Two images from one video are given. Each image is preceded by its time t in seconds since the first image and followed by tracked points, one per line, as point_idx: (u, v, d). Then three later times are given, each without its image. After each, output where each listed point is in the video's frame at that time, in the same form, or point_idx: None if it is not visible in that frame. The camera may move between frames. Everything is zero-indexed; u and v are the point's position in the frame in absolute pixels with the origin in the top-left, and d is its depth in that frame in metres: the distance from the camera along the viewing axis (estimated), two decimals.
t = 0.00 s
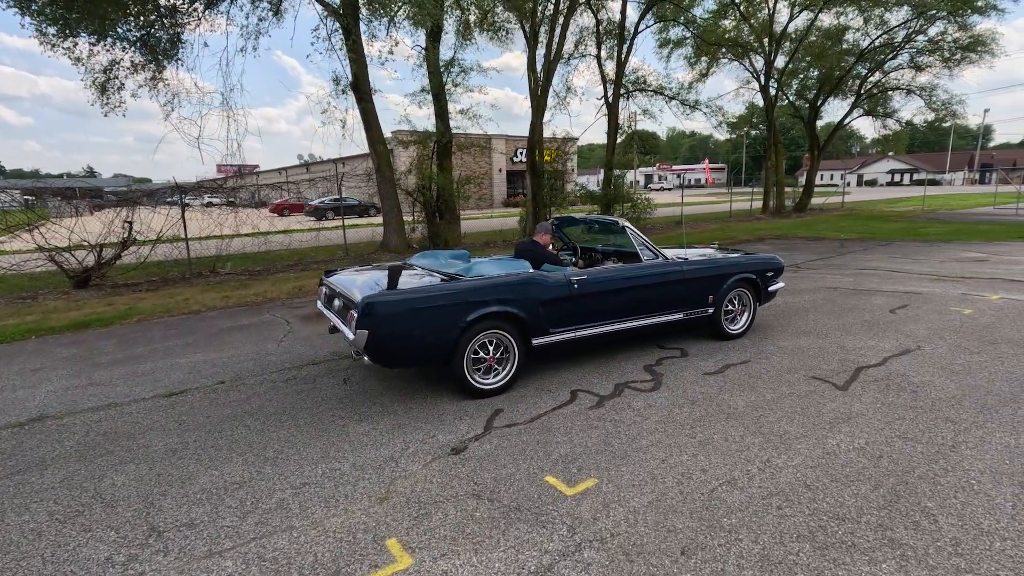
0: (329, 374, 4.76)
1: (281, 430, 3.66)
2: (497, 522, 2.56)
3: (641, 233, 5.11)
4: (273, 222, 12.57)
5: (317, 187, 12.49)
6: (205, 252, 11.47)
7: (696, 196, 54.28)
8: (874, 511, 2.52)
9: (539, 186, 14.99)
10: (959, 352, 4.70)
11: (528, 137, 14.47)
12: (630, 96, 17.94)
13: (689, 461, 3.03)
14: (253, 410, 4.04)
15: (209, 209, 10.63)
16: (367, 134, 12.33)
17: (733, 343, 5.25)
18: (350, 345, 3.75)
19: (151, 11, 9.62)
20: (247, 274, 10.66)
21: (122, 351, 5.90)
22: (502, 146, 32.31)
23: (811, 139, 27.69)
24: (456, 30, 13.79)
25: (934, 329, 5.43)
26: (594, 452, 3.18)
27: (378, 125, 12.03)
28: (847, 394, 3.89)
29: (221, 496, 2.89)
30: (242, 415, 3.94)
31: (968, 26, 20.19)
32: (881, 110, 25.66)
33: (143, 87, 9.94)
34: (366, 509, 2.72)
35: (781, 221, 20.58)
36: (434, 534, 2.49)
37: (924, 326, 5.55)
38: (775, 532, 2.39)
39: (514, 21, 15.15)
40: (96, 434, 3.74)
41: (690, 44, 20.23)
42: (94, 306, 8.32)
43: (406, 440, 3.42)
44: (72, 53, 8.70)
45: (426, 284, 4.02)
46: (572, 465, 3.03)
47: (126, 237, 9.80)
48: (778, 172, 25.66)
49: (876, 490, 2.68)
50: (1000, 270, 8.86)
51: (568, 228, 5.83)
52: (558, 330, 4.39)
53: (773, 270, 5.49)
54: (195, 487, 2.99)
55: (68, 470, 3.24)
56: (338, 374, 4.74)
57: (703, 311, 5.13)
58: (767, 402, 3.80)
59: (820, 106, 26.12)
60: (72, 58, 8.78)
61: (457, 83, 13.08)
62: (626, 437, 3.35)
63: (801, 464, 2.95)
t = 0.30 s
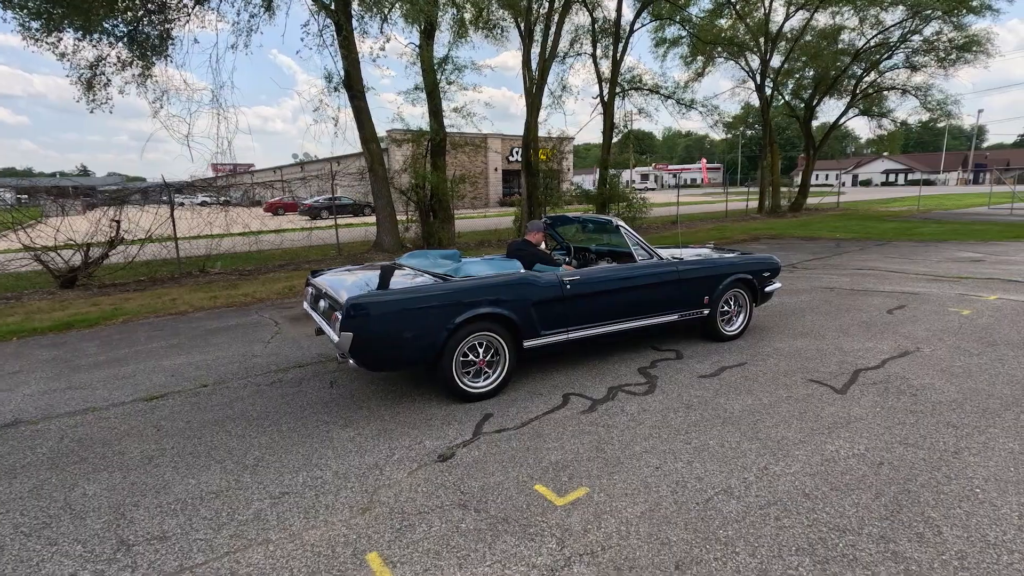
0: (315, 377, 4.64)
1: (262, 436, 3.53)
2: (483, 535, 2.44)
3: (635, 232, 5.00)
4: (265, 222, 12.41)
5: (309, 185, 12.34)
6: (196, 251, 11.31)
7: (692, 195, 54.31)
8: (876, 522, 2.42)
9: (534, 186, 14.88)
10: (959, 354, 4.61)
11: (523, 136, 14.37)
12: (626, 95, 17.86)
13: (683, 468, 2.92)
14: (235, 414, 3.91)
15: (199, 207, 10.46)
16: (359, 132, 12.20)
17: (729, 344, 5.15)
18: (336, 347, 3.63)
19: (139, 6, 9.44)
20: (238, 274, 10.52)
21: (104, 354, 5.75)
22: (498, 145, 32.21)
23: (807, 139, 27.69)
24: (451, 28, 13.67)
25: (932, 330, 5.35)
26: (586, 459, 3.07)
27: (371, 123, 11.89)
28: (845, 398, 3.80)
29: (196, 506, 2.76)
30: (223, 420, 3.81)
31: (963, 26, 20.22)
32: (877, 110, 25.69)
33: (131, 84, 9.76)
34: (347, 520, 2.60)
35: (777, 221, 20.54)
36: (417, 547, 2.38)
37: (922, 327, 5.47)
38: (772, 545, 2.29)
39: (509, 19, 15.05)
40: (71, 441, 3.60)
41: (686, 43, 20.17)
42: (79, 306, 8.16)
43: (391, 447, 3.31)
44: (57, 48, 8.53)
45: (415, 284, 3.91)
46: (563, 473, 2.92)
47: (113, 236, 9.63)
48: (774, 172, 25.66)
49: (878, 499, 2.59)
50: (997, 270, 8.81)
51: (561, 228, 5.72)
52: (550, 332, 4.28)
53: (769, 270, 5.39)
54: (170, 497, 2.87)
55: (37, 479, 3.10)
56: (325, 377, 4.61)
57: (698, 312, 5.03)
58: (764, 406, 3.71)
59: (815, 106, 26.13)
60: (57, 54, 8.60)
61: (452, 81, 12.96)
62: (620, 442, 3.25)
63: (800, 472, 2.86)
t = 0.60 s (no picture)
0: (303, 384, 4.47)
1: (245, 447, 3.36)
2: (474, 557, 2.29)
3: (634, 233, 4.85)
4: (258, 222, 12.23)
5: (303, 185, 12.16)
6: (187, 252, 11.12)
7: (689, 195, 54.23)
8: (891, 542, 2.27)
9: (531, 185, 14.72)
10: (967, 358, 4.48)
11: (520, 135, 14.22)
12: (624, 94, 17.73)
13: (686, 482, 2.78)
14: (217, 424, 3.74)
15: (190, 207, 10.27)
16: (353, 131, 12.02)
17: (731, 348, 5.00)
18: (321, 354, 3.48)
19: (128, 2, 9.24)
20: (229, 275, 10.34)
21: (87, 358, 5.57)
22: (495, 144, 32.08)
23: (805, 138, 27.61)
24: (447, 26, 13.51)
25: (939, 333, 5.22)
26: (583, 472, 2.92)
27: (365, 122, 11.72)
28: (853, 405, 3.65)
29: (171, 525, 2.60)
30: (205, 430, 3.64)
31: (961, 25, 20.16)
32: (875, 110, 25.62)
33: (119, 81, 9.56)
34: (330, 541, 2.44)
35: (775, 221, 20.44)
36: (403, 571, 2.22)
37: (927, 330, 5.34)
38: (783, 568, 2.14)
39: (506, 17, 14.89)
40: (43, 452, 3.42)
41: (683, 42, 20.06)
42: (65, 309, 7.97)
43: (379, 459, 3.15)
44: (42, 44, 8.33)
45: (405, 288, 3.76)
46: (560, 488, 2.77)
47: (101, 237, 9.40)
48: (771, 172, 25.58)
49: (893, 517, 2.44)
50: (999, 271, 8.71)
51: (558, 228, 5.56)
52: (546, 337, 4.13)
53: (771, 272, 5.26)
54: (143, 514, 2.70)
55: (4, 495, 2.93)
56: (313, 384, 4.45)
57: (699, 315, 4.88)
58: (769, 414, 3.56)
59: (813, 106, 26.05)
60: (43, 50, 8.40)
61: (447, 80, 12.80)
62: (619, 454, 3.10)
63: (808, 486, 2.71)
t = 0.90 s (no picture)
0: (293, 392, 4.31)
1: (228, 462, 3.20)
2: None
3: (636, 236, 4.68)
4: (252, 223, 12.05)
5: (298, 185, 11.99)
6: (180, 254, 10.94)
7: (688, 195, 54.14)
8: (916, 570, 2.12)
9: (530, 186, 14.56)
10: (980, 365, 4.34)
11: (518, 135, 14.05)
12: (623, 93, 17.60)
13: (694, 502, 2.62)
14: (201, 436, 3.58)
15: (183, 208, 10.09)
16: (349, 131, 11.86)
17: (736, 355, 4.85)
18: (309, 364, 3.32)
19: None
20: (223, 277, 10.17)
21: (71, 365, 5.40)
22: (493, 144, 31.94)
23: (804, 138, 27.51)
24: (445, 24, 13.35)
25: (948, 338, 5.08)
26: (585, 490, 2.77)
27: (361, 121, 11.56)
28: (864, 416, 3.51)
29: (145, 549, 2.44)
30: (187, 443, 3.48)
31: (962, 24, 20.06)
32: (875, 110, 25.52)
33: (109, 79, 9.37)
34: (314, 568, 2.28)
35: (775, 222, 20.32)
36: None
37: (937, 335, 5.20)
38: None
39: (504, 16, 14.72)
40: (16, 468, 3.25)
41: (683, 42, 19.92)
42: (53, 312, 7.79)
43: (369, 475, 2.99)
44: (30, 41, 8.14)
45: (397, 294, 3.60)
46: (559, 508, 2.61)
47: (91, 237, 9.22)
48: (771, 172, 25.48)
49: (915, 541, 2.29)
50: (1005, 273, 8.57)
51: (557, 230, 5.41)
52: (544, 344, 3.97)
53: (777, 276, 5.11)
54: (116, 537, 2.54)
55: None
56: (302, 393, 4.28)
57: (702, 320, 4.74)
58: (778, 426, 3.41)
59: (813, 105, 25.92)
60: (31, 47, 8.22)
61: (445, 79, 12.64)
62: (622, 470, 2.95)
63: (823, 506, 2.56)
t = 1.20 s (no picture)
0: (283, 397, 4.16)
1: (212, 473, 3.06)
2: None
3: (639, 236, 4.53)
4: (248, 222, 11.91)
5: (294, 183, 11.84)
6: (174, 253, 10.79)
7: (687, 195, 54.00)
8: None
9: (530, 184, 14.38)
10: (993, 370, 4.20)
11: (517, 133, 13.89)
12: (623, 91, 17.46)
13: (702, 517, 2.48)
14: (185, 444, 3.42)
15: (177, 207, 9.93)
16: (346, 128, 11.71)
17: (740, 358, 4.71)
18: (299, 369, 3.17)
19: None
20: (217, 276, 10.01)
21: (57, 367, 5.24)
22: (492, 143, 31.83)
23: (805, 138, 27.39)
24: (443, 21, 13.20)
25: (959, 341, 4.95)
26: (586, 504, 2.62)
27: (358, 119, 11.41)
28: (877, 424, 3.36)
29: (120, 569, 2.29)
30: (171, 452, 3.33)
31: (964, 23, 19.92)
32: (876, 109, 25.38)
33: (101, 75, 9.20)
34: None
35: (776, 221, 20.19)
36: None
37: (947, 338, 5.06)
38: None
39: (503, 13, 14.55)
40: None
41: (684, 40, 19.77)
42: (43, 312, 7.63)
43: (360, 487, 2.85)
44: (19, 35, 7.97)
45: (390, 296, 3.45)
46: (559, 525, 2.46)
47: (83, 237, 9.08)
48: (771, 171, 25.36)
49: (939, 562, 2.14)
50: (1012, 273, 8.43)
51: (558, 230, 5.27)
52: (544, 348, 3.83)
53: (783, 277, 4.98)
54: (88, 556, 2.38)
55: None
56: (292, 398, 4.14)
57: (707, 322, 4.60)
58: (787, 435, 3.26)
59: (814, 104, 25.76)
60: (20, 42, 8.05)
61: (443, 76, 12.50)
62: (626, 481, 2.81)
63: (839, 522, 2.42)
